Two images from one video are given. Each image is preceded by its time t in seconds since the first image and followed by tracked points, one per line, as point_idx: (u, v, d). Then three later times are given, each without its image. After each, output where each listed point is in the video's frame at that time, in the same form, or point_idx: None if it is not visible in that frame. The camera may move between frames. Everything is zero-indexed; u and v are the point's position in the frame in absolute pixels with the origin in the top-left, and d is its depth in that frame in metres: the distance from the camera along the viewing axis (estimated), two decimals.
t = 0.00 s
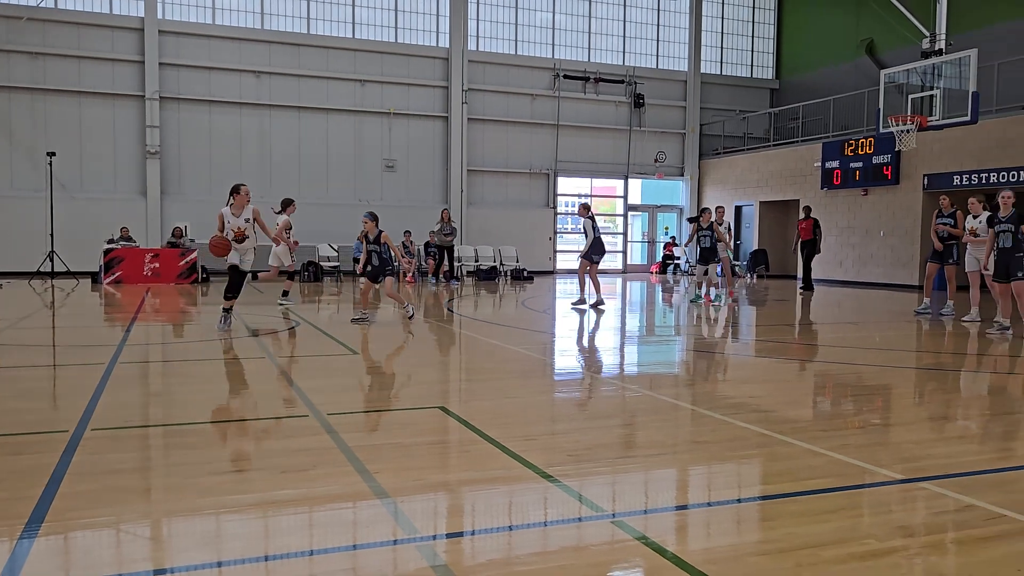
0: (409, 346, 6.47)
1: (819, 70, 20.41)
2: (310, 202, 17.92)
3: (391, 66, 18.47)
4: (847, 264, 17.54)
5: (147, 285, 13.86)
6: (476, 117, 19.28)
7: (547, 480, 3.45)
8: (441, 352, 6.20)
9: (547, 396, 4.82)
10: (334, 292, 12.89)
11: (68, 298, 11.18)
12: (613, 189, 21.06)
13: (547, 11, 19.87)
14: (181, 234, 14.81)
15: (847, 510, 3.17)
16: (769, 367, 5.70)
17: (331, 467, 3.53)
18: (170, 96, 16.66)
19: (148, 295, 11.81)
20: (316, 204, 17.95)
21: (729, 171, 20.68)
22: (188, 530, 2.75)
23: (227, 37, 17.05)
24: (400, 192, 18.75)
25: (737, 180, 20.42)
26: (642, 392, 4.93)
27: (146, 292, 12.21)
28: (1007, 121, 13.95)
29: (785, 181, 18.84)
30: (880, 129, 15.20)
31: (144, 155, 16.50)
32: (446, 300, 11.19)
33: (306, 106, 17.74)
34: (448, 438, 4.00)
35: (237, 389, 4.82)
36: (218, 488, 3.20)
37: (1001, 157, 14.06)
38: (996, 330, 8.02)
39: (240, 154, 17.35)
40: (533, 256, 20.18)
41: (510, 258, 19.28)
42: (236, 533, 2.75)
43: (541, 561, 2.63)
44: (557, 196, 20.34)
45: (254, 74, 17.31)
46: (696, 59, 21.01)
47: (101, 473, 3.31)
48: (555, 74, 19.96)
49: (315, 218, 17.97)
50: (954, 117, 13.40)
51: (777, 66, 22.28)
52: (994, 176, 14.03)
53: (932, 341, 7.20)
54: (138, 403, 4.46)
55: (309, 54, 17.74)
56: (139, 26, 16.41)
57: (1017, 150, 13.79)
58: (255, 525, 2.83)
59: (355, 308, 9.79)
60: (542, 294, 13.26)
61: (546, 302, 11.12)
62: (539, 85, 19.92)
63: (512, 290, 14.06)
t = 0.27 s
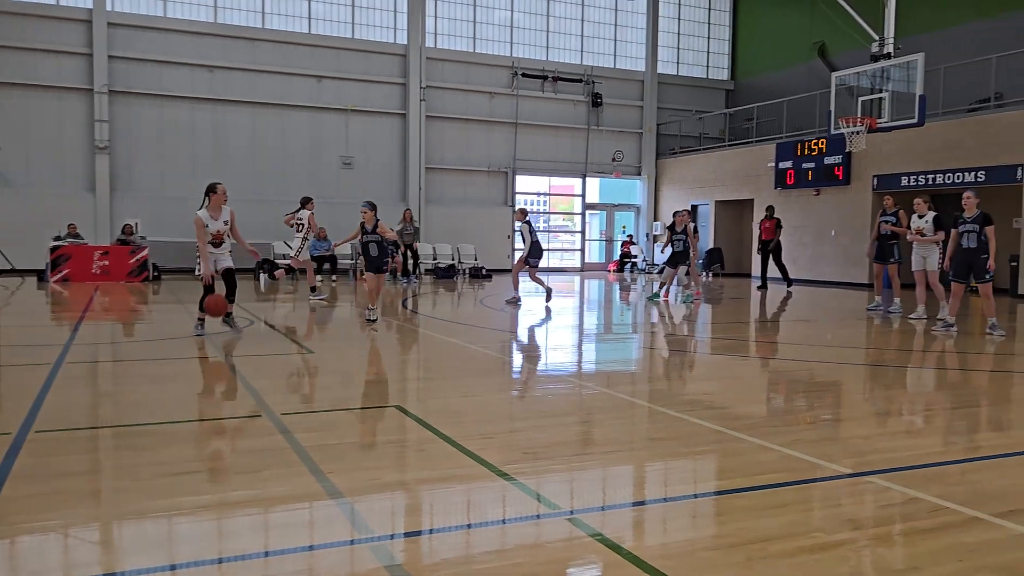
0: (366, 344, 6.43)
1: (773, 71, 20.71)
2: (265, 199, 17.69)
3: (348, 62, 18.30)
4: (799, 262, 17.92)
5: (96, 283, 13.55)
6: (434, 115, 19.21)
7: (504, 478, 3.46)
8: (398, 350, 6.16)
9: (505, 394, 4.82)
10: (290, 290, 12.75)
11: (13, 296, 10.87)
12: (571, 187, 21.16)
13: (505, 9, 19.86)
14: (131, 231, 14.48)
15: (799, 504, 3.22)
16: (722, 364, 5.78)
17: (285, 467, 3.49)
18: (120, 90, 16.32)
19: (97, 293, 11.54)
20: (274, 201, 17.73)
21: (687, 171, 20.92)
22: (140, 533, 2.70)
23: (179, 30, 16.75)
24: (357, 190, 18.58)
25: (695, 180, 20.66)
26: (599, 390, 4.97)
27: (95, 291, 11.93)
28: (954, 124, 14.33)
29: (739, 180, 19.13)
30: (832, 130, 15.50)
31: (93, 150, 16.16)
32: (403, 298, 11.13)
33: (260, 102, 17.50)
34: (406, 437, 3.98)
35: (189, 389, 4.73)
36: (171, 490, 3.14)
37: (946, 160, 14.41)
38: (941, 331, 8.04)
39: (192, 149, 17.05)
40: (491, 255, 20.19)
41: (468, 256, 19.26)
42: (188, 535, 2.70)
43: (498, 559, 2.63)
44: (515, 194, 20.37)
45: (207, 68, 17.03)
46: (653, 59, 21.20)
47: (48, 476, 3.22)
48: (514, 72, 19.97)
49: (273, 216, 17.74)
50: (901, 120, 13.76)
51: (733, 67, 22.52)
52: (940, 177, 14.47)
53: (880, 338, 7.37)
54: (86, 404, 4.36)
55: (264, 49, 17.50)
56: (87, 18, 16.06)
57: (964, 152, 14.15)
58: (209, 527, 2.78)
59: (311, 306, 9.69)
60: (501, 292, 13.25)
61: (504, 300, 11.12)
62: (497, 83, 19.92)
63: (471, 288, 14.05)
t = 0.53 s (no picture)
0: (320, 341, 6.36)
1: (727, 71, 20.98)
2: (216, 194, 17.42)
3: (302, 56, 18.09)
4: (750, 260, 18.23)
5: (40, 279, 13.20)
6: (390, 110, 19.09)
7: (459, 475, 3.45)
8: (354, 347, 6.12)
9: (460, 391, 4.82)
10: (242, 286, 12.55)
11: None
12: (527, 184, 21.20)
13: (461, 5, 19.82)
14: (78, 226, 14.13)
15: (750, 497, 3.28)
16: (676, 360, 5.86)
17: (237, 466, 3.44)
18: (64, 81, 15.98)
19: (42, 289, 11.23)
20: (226, 196, 17.47)
21: (642, 169, 21.13)
22: (88, 535, 2.64)
23: (127, 21, 16.45)
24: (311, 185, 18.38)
25: (649, 177, 20.86)
26: (554, 386, 4.98)
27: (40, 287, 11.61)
28: (899, 124, 14.72)
29: (693, 178, 19.40)
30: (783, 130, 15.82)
31: (37, 142, 15.80)
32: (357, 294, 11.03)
33: (211, 94, 17.22)
34: (361, 434, 3.96)
35: (136, 388, 4.62)
36: (118, 490, 3.07)
37: (892, 160, 14.79)
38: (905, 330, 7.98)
39: (141, 142, 16.73)
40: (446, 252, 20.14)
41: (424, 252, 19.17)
42: (137, 536, 2.65)
43: (452, 556, 2.62)
44: (472, 190, 20.36)
45: (156, 60, 16.72)
46: (609, 57, 21.34)
47: None
48: (470, 68, 19.93)
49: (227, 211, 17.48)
50: (850, 120, 14.16)
51: (686, 66, 22.82)
52: (887, 177, 14.85)
53: (828, 334, 7.53)
54: (29, 403, 4.25)
55: (215, 41, 17.23)
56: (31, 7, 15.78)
57: (907, 153, 14.53)
58: (159, 528, 2.73)
59: (264, 303, 9.54)
60: (458, 288, 13.22)
61: (460, 297, 11.11)
62: (454, 79, 19.86)
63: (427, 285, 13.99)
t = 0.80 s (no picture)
0: (277, 338, 6.29)
1: (686, 71, 21.16)
2: (169, 188, 17.13)
3: (258, 49, 17.89)
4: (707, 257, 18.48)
5: None
6: (348, 105, 18.95)
7: (417, 472, 3.44)
8: (313, 344, 6.06)
9: (419, 388, 4.81)
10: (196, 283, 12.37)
11: None
12: (487, 181, 21.26)
13: None
14: (27, 220, 13.76)
15: (707, 491, 3.32)
16: (632, 356, 5.92)
17: (193, 465, 3.38)
18: (10, 71, 15.61)
19: None
20: (180, 190, 17.19)
21: (599, 167, 21.28)
22: (36, 538, 2.57)
23: (76, 11, 16.11)
24: (267, 180, 18.18)
25: (607, 175, 21.04)
26: (511, 382, 5.00)
27: None
28: (851, 125, 15.07)
29: (651, 175, 19.61)
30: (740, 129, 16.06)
31: None
32: (315, 291, 10.94)
33: (164, 87, 16.93)
34: (319, 432, 3.93)
35: (86, 386, 4.52)
36: (68, 492, 3.00)
37: (847, 159, 15.11)
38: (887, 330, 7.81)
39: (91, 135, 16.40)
40: (405, 248, 20.08)
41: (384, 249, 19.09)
42: (89, 538, 2.59)
43: (410, 553, 2.61)
44: (431, 186, 20.32)
45: (107, 51, 16.40)
46: (568, 54, 21.44)
47: None
48: (429, 63, 19.86)
49: (182, 206, 17.21)
50: (805, 120, 14.23)
51: (645, 64, 22.97)
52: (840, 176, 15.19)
53: (782, 330, 7.66)
54: None
55: (168, 33, 16.95)
56: None
57: (861, 152, 14.88)
58: (110, 529, 2.67)
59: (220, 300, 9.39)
60: (417, 284, 13.19)
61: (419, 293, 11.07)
62: (413, 74, 19.79)
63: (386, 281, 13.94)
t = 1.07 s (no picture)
0: (241, 335, 6.22)
1: (650, 69, 21.28)
2: (128, 183, 16.85)
3: (219, 42, 17.68)
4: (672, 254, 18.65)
5: None
6: (311, 99, 18.81)
7: (381, 469, 3.42)
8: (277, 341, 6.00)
9: (383, 384, 4.79)
10: (156, 279, 12.21)
11: None
12: (452, 177, 21.19)
13: None
14: None
15: (670, 486, 3.35)
16: (594, 352, 5.95)
17: (152, 464, 3.33)
18: None
19: None
20: (137, 185, 16.89)
21: (564, 164, 21.36)
22: None
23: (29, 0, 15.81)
24: (229, 174, 17.97)
25: (572, 172, 21.12)
26: (474, 378, 5.00)
27: None
28: (813, 124, 15.33)
29: (617, 173, 19.74)
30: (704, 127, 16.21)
31: None
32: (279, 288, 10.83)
33: (123, 79, 16.66)
34: (283, 429, 3.89)
35: (42, 384, 4.43)
36: (21, 493, 2.93)
37: (807, 157, 15.42)
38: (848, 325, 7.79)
39: (47, 127, 16.08)
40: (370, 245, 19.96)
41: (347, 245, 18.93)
42: (43, 539, 2.54)
43: (372, 550, 2.59)
44: (396, 182, 20.24)
45: (63, 42, 16.10)
46: (533, 51, 21.47)
47: None
48: (394, 58, 19.76)
49: (141, 200, 16.93)
50: (765, 119, 14.52)
51: (609, 62, 23.06)
52: (800, 173, 15.52)
53: (744, 326, 7.76)
54: None
55: (126, 24, 16.69)
56: None
57: (821, 152, 15.17)
58: (66, 531, 2.62)
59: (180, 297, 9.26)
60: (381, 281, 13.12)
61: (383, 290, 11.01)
62: (377, 69, 19.67)
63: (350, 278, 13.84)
